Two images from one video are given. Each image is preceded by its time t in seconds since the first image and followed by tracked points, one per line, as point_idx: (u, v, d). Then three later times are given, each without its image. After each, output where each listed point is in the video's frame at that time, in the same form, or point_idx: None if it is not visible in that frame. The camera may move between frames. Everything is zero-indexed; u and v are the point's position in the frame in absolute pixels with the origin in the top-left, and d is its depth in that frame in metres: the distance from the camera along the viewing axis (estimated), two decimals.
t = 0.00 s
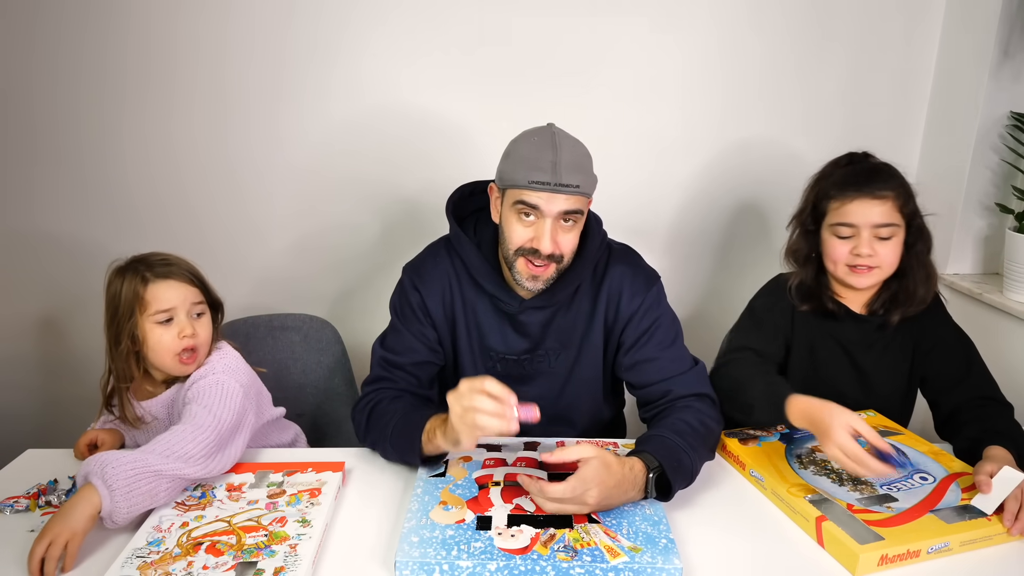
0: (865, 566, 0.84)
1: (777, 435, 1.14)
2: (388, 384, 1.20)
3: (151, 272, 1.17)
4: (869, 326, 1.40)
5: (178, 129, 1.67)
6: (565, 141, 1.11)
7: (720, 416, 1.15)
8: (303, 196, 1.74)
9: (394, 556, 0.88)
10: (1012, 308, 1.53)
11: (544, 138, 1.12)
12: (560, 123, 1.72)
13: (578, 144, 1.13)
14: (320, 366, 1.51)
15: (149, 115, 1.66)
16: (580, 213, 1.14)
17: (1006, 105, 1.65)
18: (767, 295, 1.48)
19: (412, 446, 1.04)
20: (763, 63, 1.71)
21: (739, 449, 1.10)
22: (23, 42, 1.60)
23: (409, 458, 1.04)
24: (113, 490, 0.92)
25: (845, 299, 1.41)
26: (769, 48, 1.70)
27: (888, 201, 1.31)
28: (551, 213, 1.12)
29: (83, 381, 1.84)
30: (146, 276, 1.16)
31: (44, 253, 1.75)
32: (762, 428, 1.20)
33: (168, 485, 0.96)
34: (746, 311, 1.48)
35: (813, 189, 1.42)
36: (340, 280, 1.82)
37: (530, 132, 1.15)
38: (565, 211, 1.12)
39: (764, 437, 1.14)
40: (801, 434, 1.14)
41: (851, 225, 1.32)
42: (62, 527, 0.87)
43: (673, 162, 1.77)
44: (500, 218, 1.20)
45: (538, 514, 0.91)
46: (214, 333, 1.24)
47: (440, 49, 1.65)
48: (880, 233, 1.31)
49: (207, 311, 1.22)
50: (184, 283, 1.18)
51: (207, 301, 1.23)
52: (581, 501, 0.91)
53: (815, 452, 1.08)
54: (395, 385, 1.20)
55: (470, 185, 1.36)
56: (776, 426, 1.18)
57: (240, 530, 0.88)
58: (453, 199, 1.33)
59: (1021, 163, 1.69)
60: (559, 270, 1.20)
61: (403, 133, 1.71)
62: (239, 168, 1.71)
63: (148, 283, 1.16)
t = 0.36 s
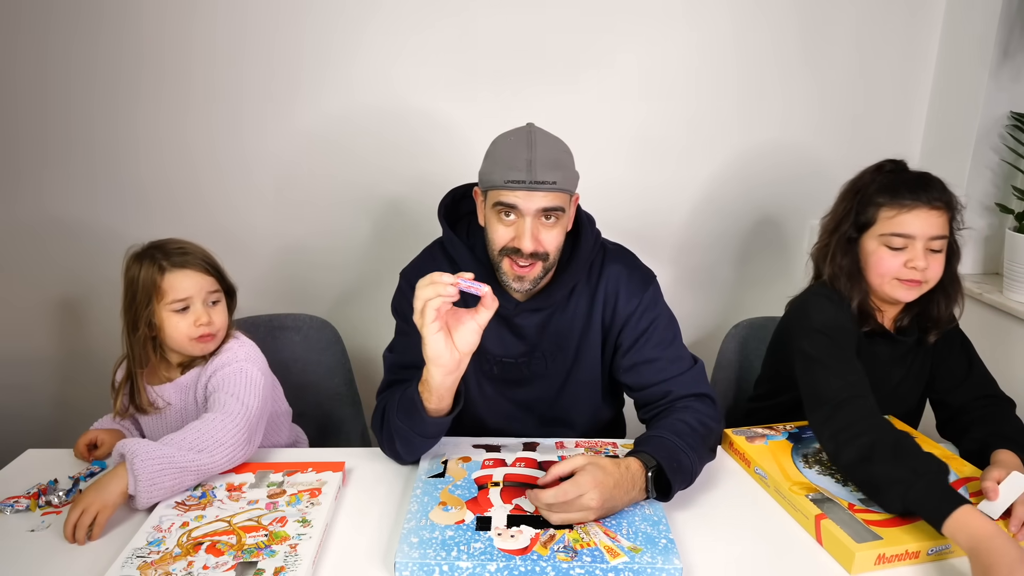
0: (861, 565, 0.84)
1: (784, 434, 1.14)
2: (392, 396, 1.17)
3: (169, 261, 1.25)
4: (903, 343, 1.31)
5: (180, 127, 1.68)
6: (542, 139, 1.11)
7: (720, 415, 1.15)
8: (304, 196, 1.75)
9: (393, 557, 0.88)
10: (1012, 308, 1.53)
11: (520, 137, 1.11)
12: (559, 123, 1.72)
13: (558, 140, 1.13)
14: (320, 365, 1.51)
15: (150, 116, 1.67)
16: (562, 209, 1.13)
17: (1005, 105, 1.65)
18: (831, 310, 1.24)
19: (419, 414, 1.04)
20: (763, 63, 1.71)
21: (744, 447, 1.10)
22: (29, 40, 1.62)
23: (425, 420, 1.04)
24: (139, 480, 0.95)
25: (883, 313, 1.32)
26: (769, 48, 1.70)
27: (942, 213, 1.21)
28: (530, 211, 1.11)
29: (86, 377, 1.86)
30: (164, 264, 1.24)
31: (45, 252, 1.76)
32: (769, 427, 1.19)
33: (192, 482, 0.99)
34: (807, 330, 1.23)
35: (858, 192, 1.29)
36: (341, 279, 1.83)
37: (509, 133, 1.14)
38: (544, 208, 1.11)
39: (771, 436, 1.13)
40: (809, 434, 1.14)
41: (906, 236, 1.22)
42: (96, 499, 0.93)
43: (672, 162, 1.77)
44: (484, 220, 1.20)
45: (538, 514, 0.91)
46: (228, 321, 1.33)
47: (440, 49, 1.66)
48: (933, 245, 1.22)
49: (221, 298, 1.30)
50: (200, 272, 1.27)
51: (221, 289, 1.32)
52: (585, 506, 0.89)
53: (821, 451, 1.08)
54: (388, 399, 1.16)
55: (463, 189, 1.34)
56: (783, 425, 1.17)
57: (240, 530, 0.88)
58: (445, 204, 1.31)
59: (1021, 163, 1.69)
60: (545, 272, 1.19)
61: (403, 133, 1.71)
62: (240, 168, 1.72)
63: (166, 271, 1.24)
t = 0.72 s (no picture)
0: (860, 563, 0.84)
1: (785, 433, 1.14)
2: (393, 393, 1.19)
3: (193, 250, 1.29)
4: (894, 334, 1.35)
5: (180, 126, 1.68)
6: (527, 145, 1.10)
7: (720, 416, 1.15)
8: (305, 197, 1.75)
9: (393, 557, 0.88)
10: (1012, 308, 1.53)
11: (506, 144, 1.10)
12: (559, 123, 1.72)
13: (545, 148, 1.12)
14: (321, 365, 1.51)
15: (149, 117, 1.67)
16: (548, 218, 1.12)
17: (1005, 105, 1.65)
18: (803, 297, 1.36)
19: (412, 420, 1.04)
20: (763, 63, 1.71)
21: (745, 447, 1.10)
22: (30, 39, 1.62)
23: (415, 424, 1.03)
24: (159, 464, 0.99)
25: (876, 310, 1.35)
26: (769, 48, 1.70)
27: (941, 218, 1.23)
28: (514, 220, 1.10)
29: (88, 375, 1.87)
30: (188, 255, 1.28)
31: (46, 252, 1.76)
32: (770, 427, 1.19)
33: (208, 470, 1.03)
34: (777, 318, 1.36)
35: (861, 191, 1.32)
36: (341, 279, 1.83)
37: (496, 138, 1.13)
38: (529, 217, 1.10)
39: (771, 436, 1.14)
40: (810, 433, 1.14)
41: (901, 239, 1.24)
42: (115, 479, 0.96)
43: (672, 162, 1.77)
44: (471, 227, 1.19)
45: (538, 514, 0.91)
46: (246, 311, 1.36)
47: (440, 49, 1.66)
48: (929, 250, 1.24)
49: (241, 288, 1.34)
50: (222, 262, 1.30)
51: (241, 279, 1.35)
52: (585, 508, 0.89)
53: (822, 451, 1.08)
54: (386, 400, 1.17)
55: (456, 191, 1.34)
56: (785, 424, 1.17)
57: (240, 530, 0.88)
58: (437, 207, 1.31)
59: (1021, 163, 1.69)
60: (532, 281, 1.18)
61: (403, 132, 1.71)
62: (240, 169, 1.72)
63: (189, 261, 1.27)
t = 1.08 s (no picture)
0: (860, 563, 0.84)
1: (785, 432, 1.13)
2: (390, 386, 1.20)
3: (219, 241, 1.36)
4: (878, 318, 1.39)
5: (181, 124, 1.69)
6: (525, 146, 1.10)
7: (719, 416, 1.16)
8: (304, 195, 1.75)
9: (392, 557, 0.88)
10: (1012, 308, 1.53)
11: (503, 145, 1.11)
12: (559, 122, 1.72)
13: (542, 149, 1.12)
14: (321, 365, 1.51)
15: (150, 116, 1.68)
16: (545, 218, 1.12)
17: (1006, 105, 1.65)
18: (763, 295, 1.46)
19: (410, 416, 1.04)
20: (764, 63, 1.71)
21: (745, 448, 1.11)
22: (33, 38, 1.63)
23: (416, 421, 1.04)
24: (174, 421, 1.14)
25: (850, 300, 1.40)
26: (770, 48, 1.70)
27: (909, 216, 1.26)
28: (511, 221, 1.10)
29: (89, 373, 1.88)
30: (214, 244, 1.35)
31: (48, 250, 1.78)
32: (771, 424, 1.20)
33: (216, 434, 1.16)
34: (741, 314, 1.44)
35: (837, 187, 1.36)
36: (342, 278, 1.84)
37: (494, 140, 1.14)
38: (526, 218, 1.10)
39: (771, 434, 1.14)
40: (810, 431, 1.13)
41: (868, 235, 1.28)
42: (130, 416, 1.13)
43: (672, 162, 1.77)
44: (470, 228, 1.19)
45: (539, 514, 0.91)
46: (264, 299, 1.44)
47: (440, 50, 1.66)
48: (896, 246, 1.27)
49: (261, 278, 1.42)
50: (246, 252, 1.38)
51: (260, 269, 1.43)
52: (585, 508, 0.89)
53: (821, 450, 1.08)
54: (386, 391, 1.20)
55: (456, 191, 1.34)
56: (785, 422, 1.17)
57: (240, 530, 0.88)
58: (437, 208, 1.31)
59: (1021, 163, 1.69)
60: (529, 280, 1.18)
61: (404, 132, 1.72)
62: (240, 168, 1.73)
63: (216, 251, 1.35)
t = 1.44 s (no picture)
0: (854, 557, 0.86)
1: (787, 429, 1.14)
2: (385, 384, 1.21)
3: (237, 234, 1.38)
4: (865, 318, 1.38)
5: (180, 125, 1.69)
6: (524, 146, 1.11)
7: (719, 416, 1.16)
8: (304, 195, 1.76)
9: (392, 557, 0.88)
10: (1012, 308, 1.53)
11: (502, 145, 1.11)
12: (558, 122, 1.73)
13: (543, 149, 1.12)
14: (321, 364, 1.51)
15: (149, 115, 1.68)
16: (545, 218, 1.12)
17: (1006, 105, 1.65)
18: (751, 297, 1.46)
19: (412, 416, 1.04)
20: (764, 63, 1.71)
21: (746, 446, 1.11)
22: (30, 37, 1.63)
23: (414, 425, 1.03)
24: (183, 427, 1.09)
25: (843, 302, 1.39)
26: (769, 47, 1.70)
27: (908, 220, 1.25)
28: (511, 221, 1.10)
29: (89, 372, 1.88)
30: (231, 238, 1.37)
31: (48, 250, 1.78)
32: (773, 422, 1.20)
33: (225, 437, 1.14)
34: (733, 319, 1.44)
35: (832, 190, 1.35)
36: (342, 278, 1.84)
37: (493, 140, 1.13)
38: (524, 218, 1.10)
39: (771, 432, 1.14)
40: (811, 429, 1.13)
41: (866, 240, 1.27)
42: (140, 427, 1.07)
43: (671, 162, 1.77)
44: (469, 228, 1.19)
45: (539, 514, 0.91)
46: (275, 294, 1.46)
47: (440, 50, 1.66)
48: (894, 249, 1.27)
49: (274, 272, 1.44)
50: (261, 246, 1.40)
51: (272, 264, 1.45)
52: (585, 508, 0.89)
53: (821, 448, 1.08)
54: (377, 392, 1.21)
55: (456, 191, 1.34)
56: (785, 420, 1.18)
57: (240, 530, 0.88)
58: (436, 208, 1.31)
59: (1021, 163, 1.69)
60: (528, 281, 1.17)
61: (403, 132, 1.72)
62: (239, 168, 1.73)
63: (232, 244, 1.36)
